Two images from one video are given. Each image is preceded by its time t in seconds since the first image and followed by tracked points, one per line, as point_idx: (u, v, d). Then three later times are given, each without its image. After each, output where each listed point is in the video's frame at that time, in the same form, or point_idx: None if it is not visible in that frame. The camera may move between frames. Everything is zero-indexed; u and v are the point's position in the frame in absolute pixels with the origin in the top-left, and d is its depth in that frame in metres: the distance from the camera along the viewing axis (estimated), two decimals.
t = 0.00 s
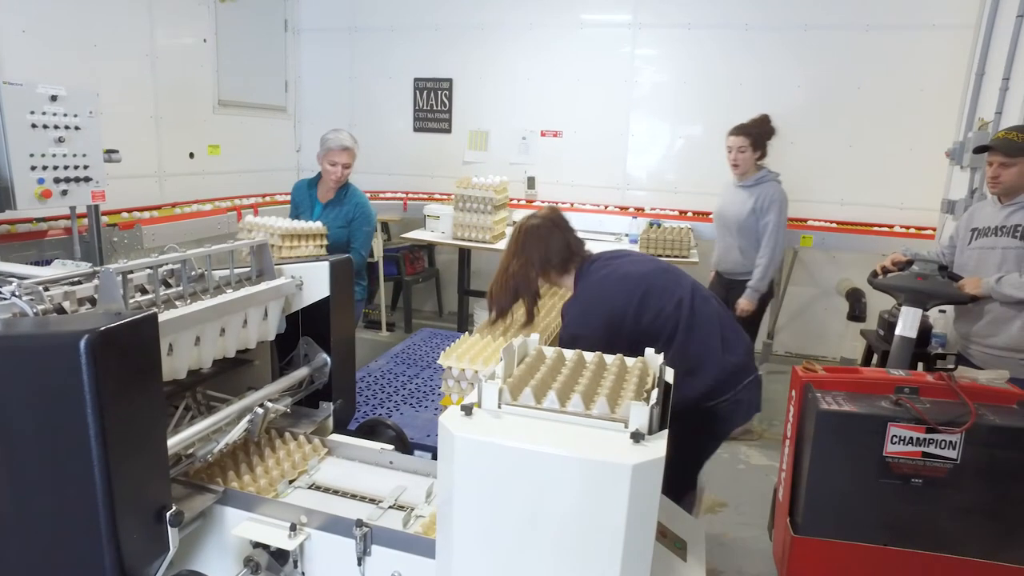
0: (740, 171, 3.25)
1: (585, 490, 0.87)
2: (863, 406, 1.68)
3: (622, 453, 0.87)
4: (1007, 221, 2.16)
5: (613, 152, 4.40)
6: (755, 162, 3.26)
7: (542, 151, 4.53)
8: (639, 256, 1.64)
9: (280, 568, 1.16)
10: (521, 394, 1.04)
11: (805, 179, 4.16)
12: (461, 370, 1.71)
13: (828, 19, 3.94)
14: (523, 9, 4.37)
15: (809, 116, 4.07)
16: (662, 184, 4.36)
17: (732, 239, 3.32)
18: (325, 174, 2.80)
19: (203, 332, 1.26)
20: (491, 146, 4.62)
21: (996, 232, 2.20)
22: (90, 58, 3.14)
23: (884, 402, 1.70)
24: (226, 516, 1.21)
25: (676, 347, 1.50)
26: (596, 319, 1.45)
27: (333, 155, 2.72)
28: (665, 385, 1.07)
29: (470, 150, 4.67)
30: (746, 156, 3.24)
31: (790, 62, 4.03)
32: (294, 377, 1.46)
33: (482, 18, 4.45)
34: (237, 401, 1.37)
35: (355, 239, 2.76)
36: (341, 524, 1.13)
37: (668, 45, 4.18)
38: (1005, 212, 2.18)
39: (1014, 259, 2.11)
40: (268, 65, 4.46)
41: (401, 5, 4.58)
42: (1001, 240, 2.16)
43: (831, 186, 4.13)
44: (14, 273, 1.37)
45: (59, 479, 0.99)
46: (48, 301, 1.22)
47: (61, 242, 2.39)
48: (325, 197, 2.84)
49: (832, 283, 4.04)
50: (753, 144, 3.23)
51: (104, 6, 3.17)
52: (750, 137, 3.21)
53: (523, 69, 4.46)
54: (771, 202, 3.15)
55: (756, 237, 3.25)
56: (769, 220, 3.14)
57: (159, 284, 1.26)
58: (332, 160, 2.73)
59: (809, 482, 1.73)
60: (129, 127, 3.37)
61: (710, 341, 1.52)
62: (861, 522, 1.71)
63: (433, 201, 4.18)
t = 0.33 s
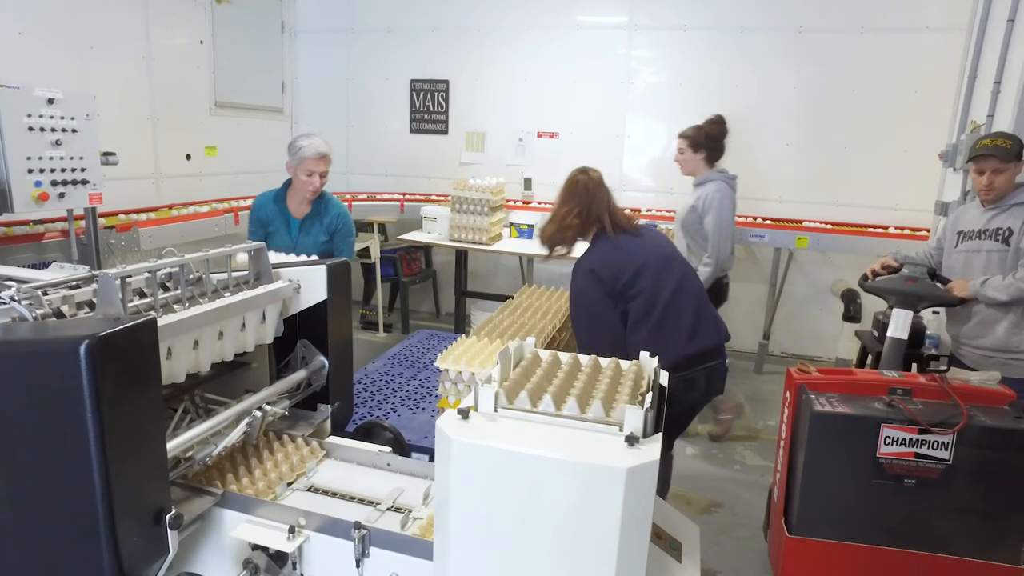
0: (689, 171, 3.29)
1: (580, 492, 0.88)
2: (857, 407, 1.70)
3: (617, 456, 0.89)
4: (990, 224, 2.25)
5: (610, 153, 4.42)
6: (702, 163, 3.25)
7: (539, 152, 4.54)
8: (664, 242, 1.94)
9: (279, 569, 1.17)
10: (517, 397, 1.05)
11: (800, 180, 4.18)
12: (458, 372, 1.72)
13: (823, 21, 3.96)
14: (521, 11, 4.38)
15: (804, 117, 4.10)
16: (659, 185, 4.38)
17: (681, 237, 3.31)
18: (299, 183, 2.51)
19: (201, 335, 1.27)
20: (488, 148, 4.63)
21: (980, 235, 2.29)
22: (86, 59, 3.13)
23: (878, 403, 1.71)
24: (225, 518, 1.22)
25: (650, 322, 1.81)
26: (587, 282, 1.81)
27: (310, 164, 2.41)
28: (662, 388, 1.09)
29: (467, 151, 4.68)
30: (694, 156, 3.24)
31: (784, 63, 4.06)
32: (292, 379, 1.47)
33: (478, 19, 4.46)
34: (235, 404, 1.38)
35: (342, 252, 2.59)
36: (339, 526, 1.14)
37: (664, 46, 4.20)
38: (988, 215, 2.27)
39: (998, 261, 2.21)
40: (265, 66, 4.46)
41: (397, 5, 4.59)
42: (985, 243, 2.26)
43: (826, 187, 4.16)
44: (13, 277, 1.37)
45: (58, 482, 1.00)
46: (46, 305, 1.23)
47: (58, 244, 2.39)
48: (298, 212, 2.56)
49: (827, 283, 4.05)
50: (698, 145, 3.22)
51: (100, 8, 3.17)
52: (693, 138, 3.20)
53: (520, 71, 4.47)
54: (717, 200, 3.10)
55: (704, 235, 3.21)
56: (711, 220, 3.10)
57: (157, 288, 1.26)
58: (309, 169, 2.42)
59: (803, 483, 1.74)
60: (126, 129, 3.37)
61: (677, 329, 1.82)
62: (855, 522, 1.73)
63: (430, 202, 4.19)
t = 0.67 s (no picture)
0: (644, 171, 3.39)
1: (589, 494, 0.89)
2: (858, 410, 1.71)
3: (625, 458, 0.90)
4: (977, 232, 2.31)
5: (611, 153, 4.43)
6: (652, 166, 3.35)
7: (539, 152, 4.55)
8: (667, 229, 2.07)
9: (286, 569, 1.18)
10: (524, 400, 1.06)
11: (800, 180, 4.20)
12: (462, 373, 1.72)
13: (823, 21, 3.97)
14: (522, 11, 4.38)
15: (805, 116, 4.11)
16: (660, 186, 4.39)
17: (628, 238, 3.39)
18: (300, 215, 2.25)
19: (208, 337, 1.28)
20: (489, 148, 4.63)
21: (970, 242, 2.34)
22: (87, 60, 3.13)
23: (880, 405, 1.72)
24: (233, 518, 1.22)
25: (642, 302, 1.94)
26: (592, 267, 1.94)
27: (317, 196, 2.18)
28: (665, 389, 1.10)
29: (467, 151, 4.68)
30: (645, 157, 3.39)
31: (783, 64, 4.08)
32: (297, 381, 1.48)
33: (479, 20, 4.47)
34: (242, 404, 1.38)
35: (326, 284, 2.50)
36: (346, 528, 1.15)
37: (666, 47, 4.21)
38: (975, 223, 2.32)
39: (986, 268, 2.28)
40: (266, 66, 4.46)
41: (398, 5, 4.59)
42: (974, 250, 2.32)
43: (826, 187, 4.17)
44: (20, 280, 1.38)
45: (67, 482, 1.00)
46: (54, 307, 1.24)
47: (61, 245, 2.39)
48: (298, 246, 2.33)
49: (826, 283, 4.07)
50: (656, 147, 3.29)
51: (102, 9, 3.17)
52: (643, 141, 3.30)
53: (521, 71, 4.47)
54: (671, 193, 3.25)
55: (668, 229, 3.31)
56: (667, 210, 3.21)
57: (164, 290, 1.27)
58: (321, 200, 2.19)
59: (806, 485, 1.75)
60: (127, 129, 3.37)
61: (674, 304, 1.94)
62: (857, 524, 1.74)
63: (430, 202, 4.20)
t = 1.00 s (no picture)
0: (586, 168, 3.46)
1: (601, 495, 0.90)
2: (864, 419, 1.71)
3: (636, 458, 0.91)
4: (973, 236, 2.33)
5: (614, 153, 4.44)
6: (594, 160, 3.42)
7: (542, 152, 4.55)
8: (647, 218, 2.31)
9: (295, 568, 1.18)
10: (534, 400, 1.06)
11: (803, 181, 4.21)
12: (468, 373, 1.72)
13: (826, 22, 3.98)
14: (524, 11, 4.38)
15: (807, 116, 4.12)
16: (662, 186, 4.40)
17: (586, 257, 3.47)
18: (330, 240, 2.27)
19: (217, 335, 1.28)
20: (491, 148, 4.64)
21: (965, 244, 2.37)
22: (90, 59, 3.13)
23: (885, 413, 1.72)
24: (242, 518, 1.22)
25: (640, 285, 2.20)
26: (595, 254, 2.14)
27: (349, 222, 2.21)
28: (674, 389, 1.09)
29: (469, 151, 4.69)
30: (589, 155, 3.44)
31: (785, 64, 4.09)
32: (304, 380, 1.48)
33: (482, 20, 4.47)
34: (250, 403, 1.39)
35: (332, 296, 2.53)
36: (356, 527, 1.15)
37: (669, 47, 4.22)
38: (971, 228, 2.33)
39: (978, 274, 2.31)
40: (269, 66, 4.46)
41: (401, 5, 4.59)
42: (969, 253, 2.35)
43: (829, 187, 4.18)
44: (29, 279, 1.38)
45: (79, 481, 1.00)
46: (64, 306, 1.25)
47: (66, 244, 2.39)
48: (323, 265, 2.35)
49: (829, 283, 4.07)
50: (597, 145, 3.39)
51: (105, 8, 3.17)
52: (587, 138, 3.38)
53: (524, 70, 4.48)
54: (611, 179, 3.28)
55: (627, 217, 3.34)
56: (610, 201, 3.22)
57: (173, 289, 1.27)
58: (355, 227, 2.23)
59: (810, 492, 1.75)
60: (131, 129, 3.38)
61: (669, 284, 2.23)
62: (863, 534, 1.74)
63: (433, 202, 4.20)
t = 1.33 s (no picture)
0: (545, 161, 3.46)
1: (619, 497, 0.90)
2: (880, 442, 1.48)
3: (653, 459, 0.91)
4: (970, 235, 2.31)
5: (618, 153, 4.44)
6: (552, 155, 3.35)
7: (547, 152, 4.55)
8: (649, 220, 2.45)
9: (307, 569, 1.18)
10: (548, 400, 1.06)
11: (808, 181, 4.20)
12: (477, 373, 1.71)
13: (832, 22, 3.98)
14: (528, 11, 4.38)
15: (813, 117, 4.12)
16: (665, 186, 4.41)
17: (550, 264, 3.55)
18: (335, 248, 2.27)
19: (228, 335, 1.27)
20: (495, 148, 4.63)
21: (959, 243, 2.35)
22: (96, 60, 3.14)
23: (903, 434, 1.51)
24: (254, 518, 1.22)
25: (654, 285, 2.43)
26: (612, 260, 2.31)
27: (348, 224, 2.22)
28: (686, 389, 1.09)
29: (474, 151, 4.68)
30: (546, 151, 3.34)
31: (790, 64, 4.09)
32: (314, 380, 1.47)
33: (487, 20, 4.47)
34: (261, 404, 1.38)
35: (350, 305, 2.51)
36: (369, 527, 1.15)
37: (674, 47, 4.22)
38: (967, 226, 2.31)
39: (977, 274, 2.29)
40: (274, 66, 4.47)
41: (406, 4, 4.58)
42: (964, 253, 2.33)
43: (834, 188, 4.18)
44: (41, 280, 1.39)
45: (93, 481, 1.00)
46: (76, 306, 1.25)
47: (73, 243, 2.39)
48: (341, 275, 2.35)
49: (834, 283, 4.06)
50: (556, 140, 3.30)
51: (111, 9, 3.18)
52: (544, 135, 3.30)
53: (529, 70, 4.47)
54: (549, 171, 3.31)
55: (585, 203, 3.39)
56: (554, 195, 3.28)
57: (185, 288, 1.27)
58: (355, 231, 2.22)
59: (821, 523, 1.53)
60: (137, 130, 3.38)
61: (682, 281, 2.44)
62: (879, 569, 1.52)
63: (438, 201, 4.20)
